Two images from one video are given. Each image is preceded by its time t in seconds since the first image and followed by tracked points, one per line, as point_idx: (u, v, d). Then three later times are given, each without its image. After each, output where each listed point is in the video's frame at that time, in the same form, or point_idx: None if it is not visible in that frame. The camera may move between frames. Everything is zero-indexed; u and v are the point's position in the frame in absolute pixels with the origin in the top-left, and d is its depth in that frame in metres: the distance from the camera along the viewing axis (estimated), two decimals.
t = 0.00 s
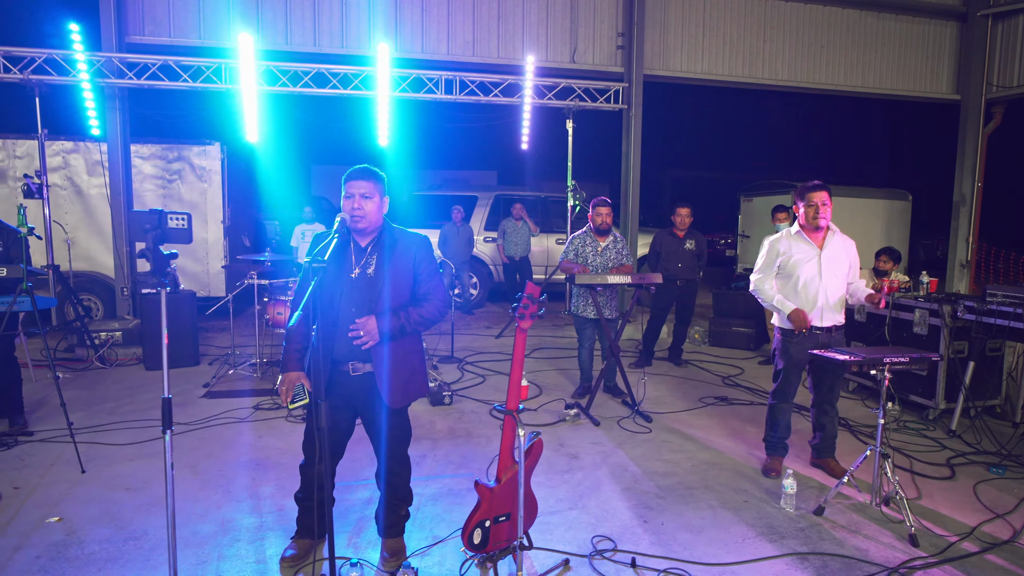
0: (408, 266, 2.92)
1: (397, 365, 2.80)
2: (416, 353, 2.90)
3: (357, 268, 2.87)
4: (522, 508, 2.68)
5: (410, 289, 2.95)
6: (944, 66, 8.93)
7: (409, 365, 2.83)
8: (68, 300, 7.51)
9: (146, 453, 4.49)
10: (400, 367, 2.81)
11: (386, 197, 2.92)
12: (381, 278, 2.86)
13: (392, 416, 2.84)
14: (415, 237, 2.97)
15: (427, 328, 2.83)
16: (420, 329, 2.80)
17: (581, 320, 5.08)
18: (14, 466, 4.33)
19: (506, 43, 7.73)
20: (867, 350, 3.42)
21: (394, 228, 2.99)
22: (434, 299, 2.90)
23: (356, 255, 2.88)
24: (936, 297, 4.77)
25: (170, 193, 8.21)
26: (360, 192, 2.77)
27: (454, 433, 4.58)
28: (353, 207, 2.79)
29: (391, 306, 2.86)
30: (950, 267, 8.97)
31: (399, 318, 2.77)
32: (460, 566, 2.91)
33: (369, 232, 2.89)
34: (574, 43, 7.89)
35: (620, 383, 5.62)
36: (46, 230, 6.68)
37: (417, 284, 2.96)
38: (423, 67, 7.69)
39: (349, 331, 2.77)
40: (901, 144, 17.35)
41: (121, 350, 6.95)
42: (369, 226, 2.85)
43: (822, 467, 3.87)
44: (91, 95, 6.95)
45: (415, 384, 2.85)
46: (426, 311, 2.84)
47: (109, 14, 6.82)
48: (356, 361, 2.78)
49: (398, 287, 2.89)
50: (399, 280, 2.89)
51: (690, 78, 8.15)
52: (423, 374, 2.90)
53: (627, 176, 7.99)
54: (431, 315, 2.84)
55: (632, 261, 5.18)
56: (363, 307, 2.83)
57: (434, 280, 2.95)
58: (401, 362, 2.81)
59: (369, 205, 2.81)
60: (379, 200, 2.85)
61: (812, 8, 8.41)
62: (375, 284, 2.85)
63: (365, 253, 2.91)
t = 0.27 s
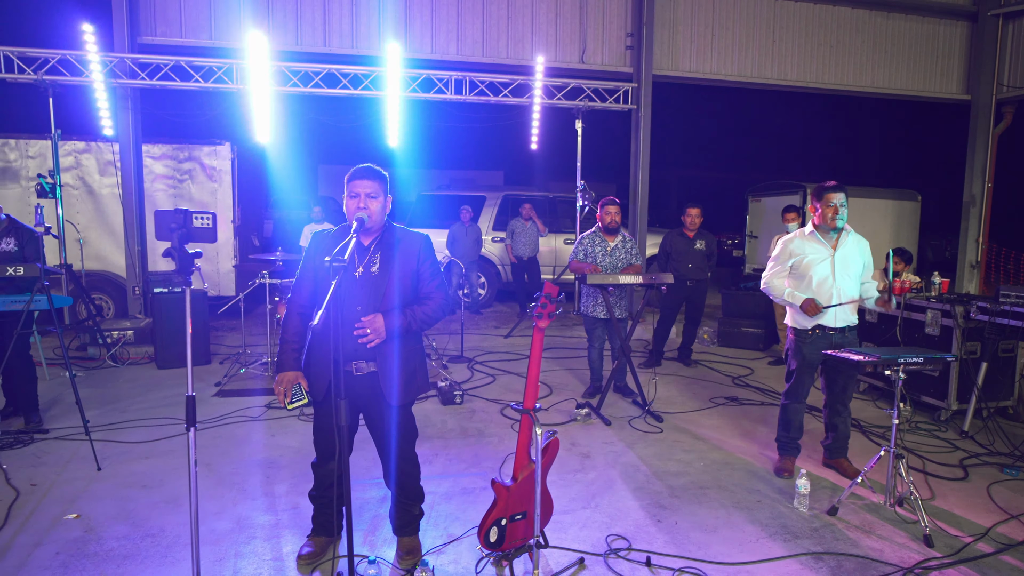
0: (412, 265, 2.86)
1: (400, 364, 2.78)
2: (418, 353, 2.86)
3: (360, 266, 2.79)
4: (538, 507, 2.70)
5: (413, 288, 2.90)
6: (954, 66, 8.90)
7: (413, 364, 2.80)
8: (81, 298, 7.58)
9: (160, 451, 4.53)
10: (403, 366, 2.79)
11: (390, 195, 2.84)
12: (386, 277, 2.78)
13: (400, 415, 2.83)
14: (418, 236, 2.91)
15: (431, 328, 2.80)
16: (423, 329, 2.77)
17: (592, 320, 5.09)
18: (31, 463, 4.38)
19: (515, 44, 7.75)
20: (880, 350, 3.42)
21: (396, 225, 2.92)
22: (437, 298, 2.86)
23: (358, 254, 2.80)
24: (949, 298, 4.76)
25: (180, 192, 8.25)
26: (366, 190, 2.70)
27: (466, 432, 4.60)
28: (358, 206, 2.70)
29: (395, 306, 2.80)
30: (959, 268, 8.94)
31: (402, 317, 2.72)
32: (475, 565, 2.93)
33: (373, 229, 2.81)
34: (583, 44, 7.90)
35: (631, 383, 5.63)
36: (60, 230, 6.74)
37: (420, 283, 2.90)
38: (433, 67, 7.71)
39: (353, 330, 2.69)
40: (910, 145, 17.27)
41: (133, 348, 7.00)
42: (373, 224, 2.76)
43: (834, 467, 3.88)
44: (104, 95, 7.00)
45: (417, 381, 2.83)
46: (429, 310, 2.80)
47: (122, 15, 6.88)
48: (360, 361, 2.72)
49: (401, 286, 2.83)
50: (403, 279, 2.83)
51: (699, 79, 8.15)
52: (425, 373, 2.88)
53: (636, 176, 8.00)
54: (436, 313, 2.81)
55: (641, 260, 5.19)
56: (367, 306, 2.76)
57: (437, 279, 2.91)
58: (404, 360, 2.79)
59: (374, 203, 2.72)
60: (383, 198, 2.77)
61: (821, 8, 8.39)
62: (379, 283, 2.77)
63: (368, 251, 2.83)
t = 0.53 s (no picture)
0: (424, 264, 2.87)
1: (411, 362, 2.80)
2: (428, 351, 2.88)
3: (373, 266, 2.77)
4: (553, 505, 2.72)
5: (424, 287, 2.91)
6: (963, 64, 8.87)
7: (423, 362, 2.83)
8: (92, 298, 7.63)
9: (174, 450, 4.56)
10: (414, 363, 2.82)
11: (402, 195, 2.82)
12: (398, 276, 2.79)
13: (413, 412, 2.86)
14: (429, 236, 2.92)
15: (443, 327, 2.82)
16: (435, 328, 2.79)
17: (602, 320, 5.09)
18: (46, 461, 4.42)
19: (522, 44, 7.76)
20: (892, 349, 3.43)
21: (407, 225, 2.92)
22: (448, 297, 2.87)
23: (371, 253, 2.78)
24: (960, 297, 4.76)
25: (190, 193, 8.29)
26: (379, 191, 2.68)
27: (476, 431, 4.62)
28: (373, 206, 2.69)
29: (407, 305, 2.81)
30: (968, 267, 8.91)
31: (416, 317, 2.72)
32: (489, 563, 2.94)
33: (385, 229, 2.80)
34: (591, 43, 7.91)
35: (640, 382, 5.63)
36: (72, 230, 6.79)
37: (432, 282, 2.91)
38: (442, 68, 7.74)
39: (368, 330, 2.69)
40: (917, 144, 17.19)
41: (144, 348, 7.04)
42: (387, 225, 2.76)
43: (846, 466, 3.88)
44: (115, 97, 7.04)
45: (427, 378, 2.86)
46: (440, 309, 2.81)
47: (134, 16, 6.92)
48: (371, 360, 2.73)
49: (413, 285, 2.83)
50: (415, 278, 2.84)
51: (706, 78, 8.15)
52: (434, 371, 2.91)
53: (644, 175, 8.00)
54: (448, 312, 2.83)
55: (650, 260, 5.13)
56: (379, 306, 2.75)
57: (447, 278, 2.91)
58: (416, 358, 2.83)
59: (387, 203, 2.71)
60: (395, 198, 2.76)
61: (830, 7, 8.38)
62: (392, 283, 2.77)
63: (379, 251, 2.81)
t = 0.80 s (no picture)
0: (442, 262, 2.90)
1: (432, 359, 2.84)
2: (449, 348, 2.92)
3: (391, 266, 2.82)
4: (565, 502, 2.74)
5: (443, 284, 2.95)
6: (973, 64, 8.84)
7: (445, 359, 2.86)
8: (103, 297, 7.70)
9: (186, 447, 4.61)
10: (435, 362, 2.85)
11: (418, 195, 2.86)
12: (416, 275, 2.82)
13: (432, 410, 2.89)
14: (446, 233, 2.95)
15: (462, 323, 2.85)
16: (455, 325, 2.82)
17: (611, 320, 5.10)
18: (61, 458, 4.49)
19: (530, 44, 7.79)
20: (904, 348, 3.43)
21: (424, 223, 2.95)
22: (466, 294, 2.91)
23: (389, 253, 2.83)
24: (970, 297, 4.75)
25: (199, 193, 8.34)
26: (395, 192, 2.73)
27: (486, 430, 4.65)
28: (388, 206, 2.74)
29: (426, 302, 2.84)
30: (977, 267, 8.87)
31: (435, 314, 2.75)
32: (501, 560, 2.96)
33: (402, 228, 2.84)
34: (599, 43, 7.93)
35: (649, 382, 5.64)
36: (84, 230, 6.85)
37: (450, 280, 2.94)
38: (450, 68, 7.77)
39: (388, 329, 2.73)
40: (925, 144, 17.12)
41: (155, 346, 7.10)
42: (403, 224, 2.79)
43: (856, 466, 3.89)
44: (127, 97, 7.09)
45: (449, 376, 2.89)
46: (459, 306, 2.85)
47: (145, 17, 6.97)
48: (392, 358, 2.76)
49: (432, 283, 2.87)
50: (434, 275, 2.87)
51: (714, 78, 8.15)
52: (456, 367, 2.95)
53: (652, 175, 8.01)
54: (467, 308, 2.86)
55: (658, 260, 5.13)
56: (399, 304, 2.79)
57: (465, 275, 2.95)
58: (436, 356, 2.85)
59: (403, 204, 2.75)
60: (411, 198, 2.79)
61: (838, 6, 8.37)
62: (410, 281, 2.81)
63: (397, 250, 2.85)
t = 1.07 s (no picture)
0: (456, 261, 2.93)
1: (446, 357, 2.87)
2: (463, 346, 2.95)
3: (406, 265, 2.85)
4: (579, 500, 2.77)
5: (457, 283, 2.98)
6: (985, 62, 8.79)
7: (460, 357, 2.90)
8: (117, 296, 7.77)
9: (201, 444, 4.67)
10: (449, 360, 2.88)
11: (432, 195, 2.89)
12: (431, 274, 2.86)
13: (444, 407, 2.92)
14: (460, 232, 2.98)
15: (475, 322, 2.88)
16: (468, 324, 2.85)
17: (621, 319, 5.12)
18: (79, 455, 4.56)
19: (539, 44, 7.81)
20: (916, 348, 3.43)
21: (438, 223, 2.98)
22: (480, 294, 2.94)
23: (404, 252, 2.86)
24: (982, 296, 4.74)
25: (211, 193, 8.41)
26: (409, 193, 2.76)
27: (497, 428, 4.67)
28: (404, 206, 2.77)
29: (440, 301, 2.87)
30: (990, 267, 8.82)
31: (449, 313, 2.79)
32: (515, 557, 2.98)
33: (417, 228, 2.87)
34: (609, 43, 7.94)
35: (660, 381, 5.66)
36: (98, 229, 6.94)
37: (464, 278, 2.97)
38: (461, 69, 7.80)
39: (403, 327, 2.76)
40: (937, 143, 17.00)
41: (168, 345, 7.18)
42: (418, 224, 2.82)
43: (867, 465, 3.89)
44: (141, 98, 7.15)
45: (462, 374, 2.93)
46: (473, 305, 2.87)
47: (158, 19, 7.04)
48: (407, 356, 2.80)
49: (445, 282, 2.90)
50: (449, 274, 2.91)
51: (724, 77, 8.15)
52: (470, 365, 2.98)
53: (662, 175, 8.01)
54: (481, 307, 2.90)
55: (669, 260, 5.13)
56: (414, 303, 2.82)
57: (478, 274, 2.97)
58: (450, 355, 2.89)
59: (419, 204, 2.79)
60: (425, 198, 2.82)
61: (849, 6, 8.34)
62: (425, 280, 2.84)
63: (412, 249, 2.88)
